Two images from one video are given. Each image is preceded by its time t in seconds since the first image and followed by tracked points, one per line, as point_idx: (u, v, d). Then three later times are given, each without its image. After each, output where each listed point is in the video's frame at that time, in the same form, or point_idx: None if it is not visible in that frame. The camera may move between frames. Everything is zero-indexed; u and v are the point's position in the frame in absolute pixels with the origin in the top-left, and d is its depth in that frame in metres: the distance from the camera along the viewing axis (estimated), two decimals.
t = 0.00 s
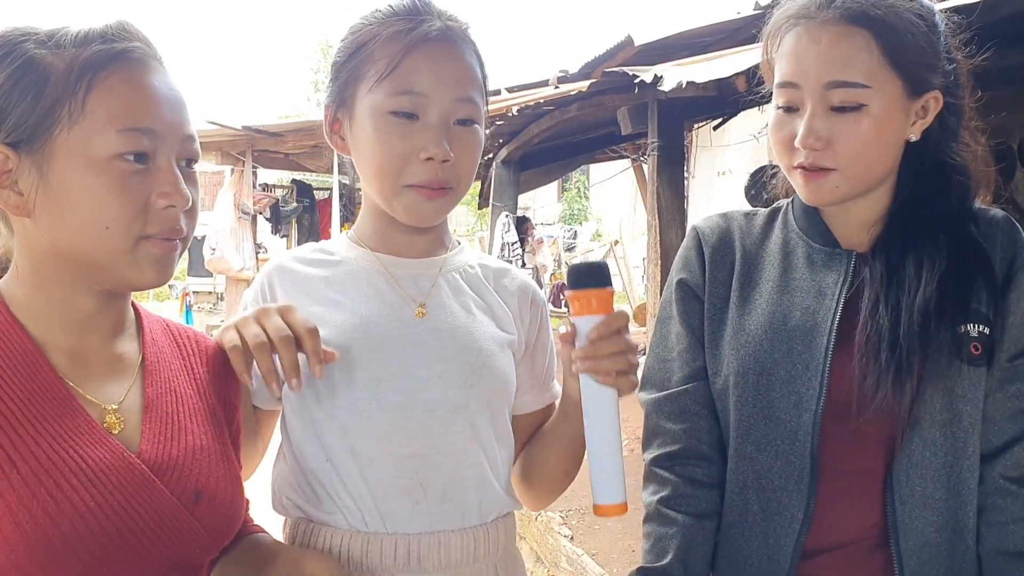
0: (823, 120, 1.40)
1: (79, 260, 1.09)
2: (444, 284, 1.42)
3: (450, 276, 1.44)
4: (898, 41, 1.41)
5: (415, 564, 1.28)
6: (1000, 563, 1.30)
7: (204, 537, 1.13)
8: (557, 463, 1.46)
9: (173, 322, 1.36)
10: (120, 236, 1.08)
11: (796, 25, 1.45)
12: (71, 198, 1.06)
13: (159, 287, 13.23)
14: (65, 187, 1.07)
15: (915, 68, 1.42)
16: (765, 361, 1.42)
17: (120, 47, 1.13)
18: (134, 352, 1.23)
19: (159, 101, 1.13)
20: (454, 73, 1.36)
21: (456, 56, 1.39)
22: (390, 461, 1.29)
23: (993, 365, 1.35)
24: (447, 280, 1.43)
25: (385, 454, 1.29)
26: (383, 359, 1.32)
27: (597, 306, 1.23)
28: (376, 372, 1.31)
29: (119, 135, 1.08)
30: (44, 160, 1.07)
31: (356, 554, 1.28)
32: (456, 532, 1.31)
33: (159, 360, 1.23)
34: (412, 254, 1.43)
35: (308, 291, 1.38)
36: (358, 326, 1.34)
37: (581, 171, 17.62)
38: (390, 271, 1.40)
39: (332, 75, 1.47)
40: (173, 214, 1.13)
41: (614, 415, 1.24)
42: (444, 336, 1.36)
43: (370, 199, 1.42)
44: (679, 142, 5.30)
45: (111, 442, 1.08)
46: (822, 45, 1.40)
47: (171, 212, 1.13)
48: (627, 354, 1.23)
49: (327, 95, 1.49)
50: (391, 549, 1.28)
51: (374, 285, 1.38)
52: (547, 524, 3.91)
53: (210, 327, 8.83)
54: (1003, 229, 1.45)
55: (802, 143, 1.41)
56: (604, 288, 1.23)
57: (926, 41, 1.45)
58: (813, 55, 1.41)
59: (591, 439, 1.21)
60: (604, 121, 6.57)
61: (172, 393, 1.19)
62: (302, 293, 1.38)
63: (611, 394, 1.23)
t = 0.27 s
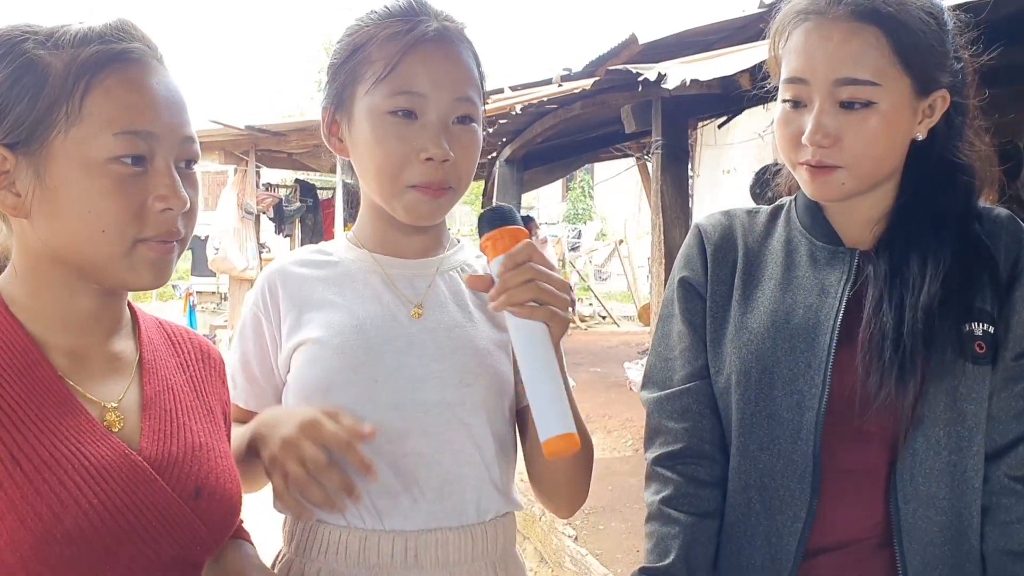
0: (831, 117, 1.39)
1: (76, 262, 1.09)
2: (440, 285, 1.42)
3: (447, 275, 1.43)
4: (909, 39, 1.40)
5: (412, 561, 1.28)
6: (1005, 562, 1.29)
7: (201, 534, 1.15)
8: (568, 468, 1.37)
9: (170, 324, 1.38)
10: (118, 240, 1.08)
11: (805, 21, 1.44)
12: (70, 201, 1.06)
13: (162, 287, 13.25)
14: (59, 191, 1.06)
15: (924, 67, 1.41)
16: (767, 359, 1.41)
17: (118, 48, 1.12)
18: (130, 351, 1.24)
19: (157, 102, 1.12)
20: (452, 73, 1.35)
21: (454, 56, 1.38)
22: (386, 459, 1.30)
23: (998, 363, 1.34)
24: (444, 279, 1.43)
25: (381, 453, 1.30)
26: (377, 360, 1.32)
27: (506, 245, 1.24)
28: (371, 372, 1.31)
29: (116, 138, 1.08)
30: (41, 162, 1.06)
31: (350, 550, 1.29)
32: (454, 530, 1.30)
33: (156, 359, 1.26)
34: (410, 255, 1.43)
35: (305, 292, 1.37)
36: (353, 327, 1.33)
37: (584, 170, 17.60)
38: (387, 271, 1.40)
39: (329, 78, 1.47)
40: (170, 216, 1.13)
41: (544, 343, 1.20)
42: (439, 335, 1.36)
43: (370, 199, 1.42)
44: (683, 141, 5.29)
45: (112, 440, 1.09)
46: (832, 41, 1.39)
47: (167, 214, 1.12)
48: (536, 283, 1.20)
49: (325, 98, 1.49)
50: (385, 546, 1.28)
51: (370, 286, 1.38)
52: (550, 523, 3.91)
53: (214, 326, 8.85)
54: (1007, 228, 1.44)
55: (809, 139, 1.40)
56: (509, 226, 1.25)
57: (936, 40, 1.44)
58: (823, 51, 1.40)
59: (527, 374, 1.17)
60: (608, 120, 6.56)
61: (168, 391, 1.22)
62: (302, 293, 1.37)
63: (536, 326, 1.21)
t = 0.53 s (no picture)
0: (832, 115, 1.39)
1: (56, 262, 1.10)
2: (439, 286, 1.42)
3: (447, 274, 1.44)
4: (911, 38, 1.39)
5: (413, 558, 1.28)
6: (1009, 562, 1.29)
7: (197, 532, 1.16)
8: (572, 459, 1.36)
9: (166, 322, 1.40)
10: (101, 241, 1.08)
11: (807, 19, 1.44)
12: (53, 200, 1.06)
13: (167, 286, 13.26)
14: (44, 190, 1.06)
15: (927, 66, 1.41)
16: (769, 357, 1.41)
17: (106, 48, 1.13)
18: (124, 348, 1.26)
19: (145, 104, 1.12)
20: (448, 67, 1.36)
21: (450, 51, 1.39)
22: (387, 460, 1.30)
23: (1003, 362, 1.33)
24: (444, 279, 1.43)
25: (380, 454, 1.30)
26: (377, 363, 1.31)
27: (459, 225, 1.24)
28: (370, 374, 1.31)
29: (103, 139, 1.08)
30: (27, 161, 1.07)
31: (354, 547, 1.29)
32: (455, 527, 1.31)
33: (150, 356, 1.28)
34: (407, 254, 1.44)
35: (303, 295, 1.38)
36: (351, 329, 1.33)
37: (589, 169, 17.58)
38: (385, 273, 1.41)
39: (326, 76, 1.47)
40: (157, 219, 1.12)
41: (510, 310, 1.20)
42: (439, 335, 1.36)
43: (366, 196, 1.42)
44: (687, 139, 5.28)
45: (106, 438, 1.10)
46: (834, 39, 1.39)
47: (150, 217, 1.11)
48: (492, 251, 1.19)
49: (323, 97, 1.50)
50: (388, 543, 1.29)
51: (370, 287, 1.38)
52: (554, 523, 3.90)
53: (219, 326, 8.86)
54: (1012, 228, 1.43)
55: (811, 137, 1.40)
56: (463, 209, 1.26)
57: (939, 39, 1.43)
58: (825, 48, 1.39)
59: (500, 346, 1.16)
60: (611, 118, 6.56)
61: (163, 386, 1.24)
62: (301, 296, 1.39)
63: (502, 293, 1.21)
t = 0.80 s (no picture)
0: (831, 112, 1.39)
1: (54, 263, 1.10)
2: (443, 286, 1.43)
3: (451, 273, 1.45)
4: (910, 36, 1.39)
5: (417, 552, 1.29)
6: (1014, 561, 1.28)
7: (201, 532, 1.17)
8: (575, 448, 1.36)
9: (169, 320, 1.41)
10: (98, 242, 1.09)
11: (809, 15, 1.44)
12: (47, 198, 1.07)
13: (173, 287, 13.31)
14: (39, 189, 1.07)
15: (928, 65, 1.41)
16: (772, 356, 1.41)
17: (103, 47, 1.14)
18: (126, 347, 1.26)
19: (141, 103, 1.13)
20: (455, 62, 1.37)
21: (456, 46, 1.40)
22: (391, 462, 1.30)
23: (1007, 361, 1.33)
24: (447, 278, 1.44)
25: (383, 456, 1.30)
26: (380, 366, 1.32)
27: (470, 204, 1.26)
28: (372, 377, 1.31)
29: (98, 138, 1.09)
30: (23, 161, 1.08)
31: (358, 541, 1.30)
32: (458, 522, 1.31)
33: (153, 355, 1.28)
34: (409, 255, 1.44)
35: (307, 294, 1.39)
36: (354, 332, 1.33)
37: (594, 169, 17.58)
38: (389, 274, 1.41)
39: (328, 68, 1.47)
40: (155, 219, 1.12)
41: (521, 283, 1.20)
42: (443, 337, 1.36)
43: (369, 192, 1.42)
44: (690, 139, 5.28)
45: (108, 438, 1.10)
46: (833, 36, 1.39)
47: (147, 216, 1.11)
48: (505, 227, 1.21)
49: (324, 90, 1.49)
50: (392, 537, 1.29)
51: (374, 288, 1.39)
52: (559, 523, 3.90)
53: (224, 326, 8.88)
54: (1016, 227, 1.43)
55: (808, 133, 1.40)
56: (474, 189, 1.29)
57: (941, 38, 1.43)
58: (824, 46, 1.40)
59: (514, 320, 1.15)
60: (615, 118, 6.56)
61: (165, 386, 1.25)
62: (303, 296, 1.39)
63: (513, 268, 1.21)
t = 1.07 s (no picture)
0: (836, 108, 1.38)
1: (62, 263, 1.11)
2: (454, 286, 1.43)
3: (460, 273, 1.45)
4: (915, 31, 1.38)
5: (429, 547, 1.29)
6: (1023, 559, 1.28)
7: (209, 530, 1.18)
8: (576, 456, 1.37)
9: (177, 320, 1.42)
10: (106, 242, 1.09)
11: (813, 12, 1.43)
12: (55, 197, 1.08)
13: (181, 287, 13.34)
14: (47, 188, 1.08)
15: (933, 61, 1.40)
16: (779, 353, 1.41)
17: (112, 47, 1.14)
18: (136, 346, 1.27)
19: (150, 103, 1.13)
20: (477, 62, 1.38)
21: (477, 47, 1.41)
22: (402, 463, 1.31)
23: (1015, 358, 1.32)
24: (457, 277, 1.44)
25: (395, 456, 1.31)
26: (394, 368, 1.32)
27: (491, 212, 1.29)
28: (384, 378, 1.31)
29: (106, 138, 1.10)
30: (31, 160, 1.08)
31: (370, 539, 1.30)
32: (469, 516, 1.32)
33: (162, 354, 1.29)
34: (419, 254, 1.45)
35: (318, 295, 1.39)
36: (368, 336, 1.33)
37: (600, 168, 17.55)
38: (399, 275, 1.41)
39: (344, 62, 1.46)
40: (162, 220, 1.13)
41: (543, 296, 1.20)
42: (456, 339, 1.36)
43: (382, 189, 1.42)
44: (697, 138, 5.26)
45: (117, 438, 1.11)
46: (837, 32, 1.39)
47: (155, 217, 1.12)
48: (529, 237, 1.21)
49: (337, 83, 1.48)
50: (404, 533, 1.30)
51: (385, 290, 1.39)
52: (566, 522, 3.89)
53: (232, 325, 8.91)
54: None
55: (812, 130, 1.40)
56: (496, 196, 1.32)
57: (946, 33, 1.42)
58: (828, 42, 1.39)
59: (534, 333, 1.16)
60: (621, 117, 6.55)
61: (174, 386, 1.25)
62: (313, 297, 1.39)
63: (534, 279, 1.22)
